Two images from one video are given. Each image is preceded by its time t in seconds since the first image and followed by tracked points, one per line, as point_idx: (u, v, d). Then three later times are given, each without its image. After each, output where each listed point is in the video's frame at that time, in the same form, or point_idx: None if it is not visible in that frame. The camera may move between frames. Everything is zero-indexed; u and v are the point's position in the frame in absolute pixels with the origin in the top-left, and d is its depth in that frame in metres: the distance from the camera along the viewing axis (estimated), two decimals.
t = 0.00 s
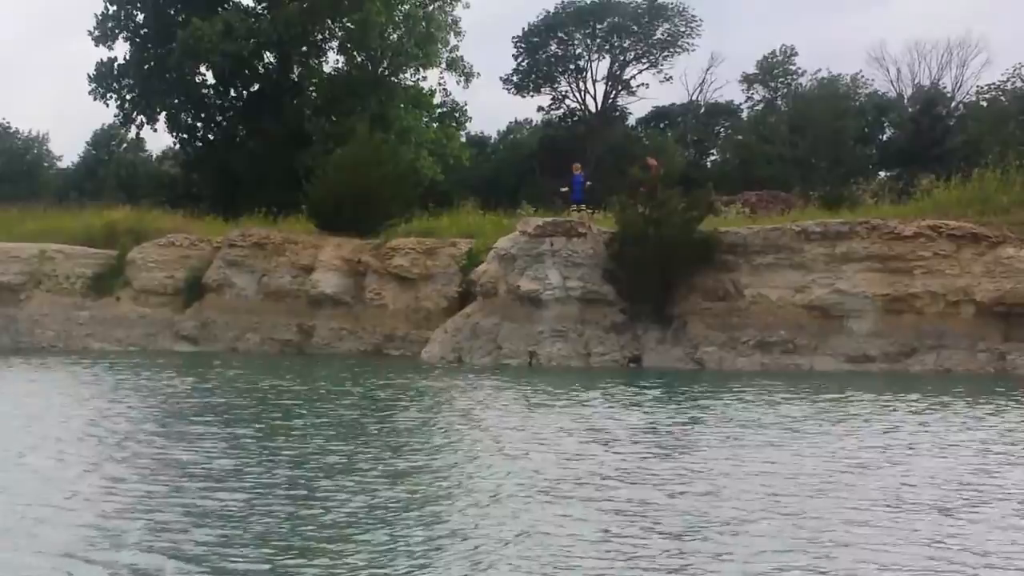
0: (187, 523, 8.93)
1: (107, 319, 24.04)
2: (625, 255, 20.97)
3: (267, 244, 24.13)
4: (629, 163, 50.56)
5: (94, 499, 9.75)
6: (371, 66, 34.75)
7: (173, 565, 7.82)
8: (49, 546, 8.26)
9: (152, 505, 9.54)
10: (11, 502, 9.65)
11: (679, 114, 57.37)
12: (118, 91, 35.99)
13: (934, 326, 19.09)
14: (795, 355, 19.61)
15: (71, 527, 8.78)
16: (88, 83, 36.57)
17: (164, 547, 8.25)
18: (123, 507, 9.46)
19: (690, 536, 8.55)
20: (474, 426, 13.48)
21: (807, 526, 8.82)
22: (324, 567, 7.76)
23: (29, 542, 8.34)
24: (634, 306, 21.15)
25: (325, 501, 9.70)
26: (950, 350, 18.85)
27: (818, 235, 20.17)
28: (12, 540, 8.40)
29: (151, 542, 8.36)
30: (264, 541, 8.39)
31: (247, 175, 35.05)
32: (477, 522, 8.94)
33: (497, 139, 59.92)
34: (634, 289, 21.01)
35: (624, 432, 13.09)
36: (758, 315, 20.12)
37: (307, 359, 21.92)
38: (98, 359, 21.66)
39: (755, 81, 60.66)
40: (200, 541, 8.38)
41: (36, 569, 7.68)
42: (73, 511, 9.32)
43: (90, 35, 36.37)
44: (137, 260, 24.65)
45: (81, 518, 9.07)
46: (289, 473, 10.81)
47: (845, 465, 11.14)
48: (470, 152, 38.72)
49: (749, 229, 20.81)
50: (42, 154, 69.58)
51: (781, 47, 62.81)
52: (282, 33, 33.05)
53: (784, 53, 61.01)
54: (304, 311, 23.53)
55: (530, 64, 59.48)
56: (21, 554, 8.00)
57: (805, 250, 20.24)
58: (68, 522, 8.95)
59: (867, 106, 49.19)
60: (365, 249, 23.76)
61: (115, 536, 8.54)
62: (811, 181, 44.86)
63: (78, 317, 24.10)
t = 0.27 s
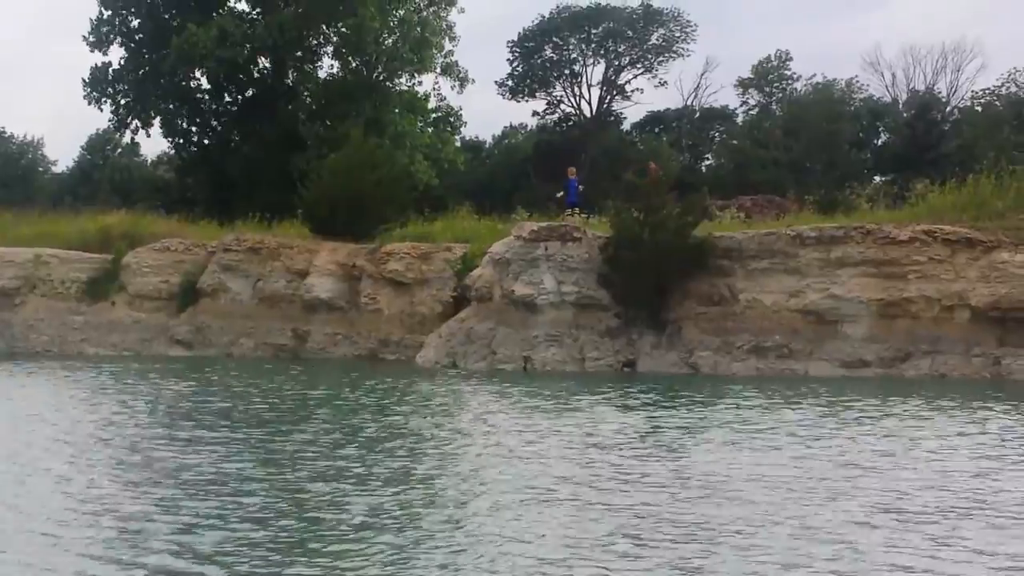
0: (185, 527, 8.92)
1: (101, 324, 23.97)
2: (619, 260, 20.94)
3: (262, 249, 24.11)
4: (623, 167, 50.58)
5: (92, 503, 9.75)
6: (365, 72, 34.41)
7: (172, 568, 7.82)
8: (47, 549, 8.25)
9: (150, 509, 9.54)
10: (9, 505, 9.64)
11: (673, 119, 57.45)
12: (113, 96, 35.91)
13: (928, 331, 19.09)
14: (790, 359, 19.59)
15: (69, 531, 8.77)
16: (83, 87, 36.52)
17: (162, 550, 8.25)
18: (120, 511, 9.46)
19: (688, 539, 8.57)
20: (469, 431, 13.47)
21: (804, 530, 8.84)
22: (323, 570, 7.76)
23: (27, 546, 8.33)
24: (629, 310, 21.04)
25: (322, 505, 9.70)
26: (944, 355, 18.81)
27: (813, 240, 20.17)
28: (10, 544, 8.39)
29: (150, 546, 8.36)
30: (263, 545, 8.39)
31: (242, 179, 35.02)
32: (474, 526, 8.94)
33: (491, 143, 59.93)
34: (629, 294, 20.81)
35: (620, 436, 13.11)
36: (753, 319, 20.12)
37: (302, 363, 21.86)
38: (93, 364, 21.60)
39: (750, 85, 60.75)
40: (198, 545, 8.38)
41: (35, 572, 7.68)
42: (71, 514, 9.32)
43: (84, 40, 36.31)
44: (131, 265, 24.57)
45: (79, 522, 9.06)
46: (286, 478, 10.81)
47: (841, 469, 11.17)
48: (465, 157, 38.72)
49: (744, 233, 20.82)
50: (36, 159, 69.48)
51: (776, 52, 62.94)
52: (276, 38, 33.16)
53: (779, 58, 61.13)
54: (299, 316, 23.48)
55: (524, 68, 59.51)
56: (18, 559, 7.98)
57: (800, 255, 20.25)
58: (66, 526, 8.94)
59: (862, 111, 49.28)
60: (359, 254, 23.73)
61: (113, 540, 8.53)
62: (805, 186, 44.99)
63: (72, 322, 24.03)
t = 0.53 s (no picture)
0: (149, 534, 8.83)
1: (67, 333, 23.71)
2: (587, 267, 20.83)
3: (228, 257, 23.94)
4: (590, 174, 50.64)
5: (55, 510, 9.63)
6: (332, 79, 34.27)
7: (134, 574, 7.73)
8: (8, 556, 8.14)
9: (114, 515, 9.44)
10: None
11: (640, 126, 57.65)
12: (79, 104, 35.57)
13: (895, 335, 19.17)
14: (756, 365, 19.65)
15: (31, 538, 8.66)
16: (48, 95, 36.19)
17: (125, 557, 8.16)
18: (84, 518, 9.35)
19: (655, 543, 8.57)
20: (437, 437, 13.42)
21: (771, 533, 8.86)
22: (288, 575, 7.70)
23: None
24: (595, 317, 21.01)
25: (289, 511, 9.63)
26: (911, 360, 18.88)
27: (779, 246, 20.28)
28: None
29: (113, 553, 8.26)
30: (227, 551, 8.31)
31: (209, 187, 34.75)
32: (442, 531, 8.90)
33: (459, 151, 59.92)
34: (595, 300, 20.81)
35: (588, 441, 13.11)
36: (720, 325, 20.18)
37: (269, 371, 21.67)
38: (56, 372, 21.33)
39: (716, 92, 61.06)
40: (161, 551, 8.29)
41: None
42: (33, 522, 9.20)
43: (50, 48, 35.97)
44: (97, 273, 24.38)
45: (42, 529, 8.95)
46: (252, 484, 10.72)
47: (807, 472, 11.22)
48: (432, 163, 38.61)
49: (710, 239, 20.91)
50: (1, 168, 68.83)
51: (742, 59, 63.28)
52: (242, 47, 32.99)
53: (745, 65, 61.47)
54: (266, 324, 23.29)
55: (491, 75, 59.52)
56: None
57: (766, 261, 20.34)
58: (28, 533, 8.83)
59: (827, 117, 49.55)
60: (326, 262, 23.57)
61: (76, 546, 8.43)
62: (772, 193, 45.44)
63: (37, 331, 23.79)
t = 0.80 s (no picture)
0: (106, 535, 8.64)
1: (27, 332, 23.55)
2: (548, 266, 20.74)
3: (189, 257, 23.63)
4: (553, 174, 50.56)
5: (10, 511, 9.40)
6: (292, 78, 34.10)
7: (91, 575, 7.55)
8: None
9: (71, 516, 9.22)
10: None
11: (602, 125, 57.71)
12: (37, 102, 34.95)
13: (855, 335, 19.24)
14: (718, 365, 19.65)
15: None
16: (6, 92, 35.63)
17: (82, 558, 7.96)
18: (39, 519, 9.13)
19: (622, 542, 8.49)
20: (400, 438, 13.27)
21: (737, 533, 8.82)
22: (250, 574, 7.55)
23: None
24: (557, 317, 20.93)
25: (250, 511, 9.46)
26: (871, 360, 18.95)
27: (740, 246, 20.31)
28: None
29: (69, 554, 8.06)
30: (186, 552, 8.14)
31: (169, 186, 34.28)
32: (406, 532, 8.78)
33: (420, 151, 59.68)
34: (556, 299, 20.71)
35: (552, 441, 13.02)
36: (683, 325, 20.16)
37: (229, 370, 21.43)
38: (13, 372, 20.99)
39: (677, 92, 61.24)
40: (119, 553, 8.10)
41: None
42: None
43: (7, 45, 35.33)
44: (57, 273, 24.16)
45: None
46: (213, 485, 10.53)
47: (771, 472, 11.20)
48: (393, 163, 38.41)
49: (672, 239, 20.91)
50: None
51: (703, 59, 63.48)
52: (202, 46, 32.62)
53: (706, 65, 61.68)
54: (227, 324, 23.00)
55: (452, 75, 59.27)
56: None
57: (727, 260, 20.36)
58: None
59: (788, 117, 49.78)
60: (288, 261, 23.31)
61: (31, 548, 8.22)
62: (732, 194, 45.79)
63: None
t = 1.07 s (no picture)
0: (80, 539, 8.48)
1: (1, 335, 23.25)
2: (524, 269, 20.59)
3: (164, 259, 23.38)
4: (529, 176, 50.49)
5: None
6: (268, 79, 33.89)
7: None
8: None
9: (43, 521, 9.07)
10: None
11: (578, 126, 57.65)
12: (12, 103, 34.63)
13: (833, 338, 19.21)
14: (696, 368, 19.59)
15: None
16: None
17: (55, 562, 7.81)
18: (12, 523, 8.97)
19: (602, 544, 8.41)
20: (377, 441, 13.14)
21: (718, 535, 8.76)
22: None
23: None
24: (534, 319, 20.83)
25: (226, 515, 9.33)
26: (849, 363, 18.94)
27: (717, 248, 20.29)
28: None
29: (42, 559, 7.91)
30: (161, 556, 8.00)
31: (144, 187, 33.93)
32: (384, 534, 8.67)
33: (397, 152, 59.47)
34: (533, 303, 20.59)
35: (531, 444, 12.94)
36: (660, 328, 20.09)
37: (205, 373, 21.21)
38: None
39: (653, 93, 61.28)
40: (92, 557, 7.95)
41: None
42: None
43: None
44: (31, 275, 23.87)
45: None
46: (188, 488, 10.39)
47: (751, 474, 11.16)
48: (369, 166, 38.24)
49: (650, 242, 20.86)
50: None
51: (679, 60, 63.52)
52: (176, 46, 32.21)
53: (682, 66, 61.73)
54: (203, 327, 22.75)
55: (429, 75, 59.11)
56: None
57: (704, 263, 20.34)
58: None
59: (765, 118, 49.78)
60: (264, 263, 23.07)
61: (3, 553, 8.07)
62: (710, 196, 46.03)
63: None
